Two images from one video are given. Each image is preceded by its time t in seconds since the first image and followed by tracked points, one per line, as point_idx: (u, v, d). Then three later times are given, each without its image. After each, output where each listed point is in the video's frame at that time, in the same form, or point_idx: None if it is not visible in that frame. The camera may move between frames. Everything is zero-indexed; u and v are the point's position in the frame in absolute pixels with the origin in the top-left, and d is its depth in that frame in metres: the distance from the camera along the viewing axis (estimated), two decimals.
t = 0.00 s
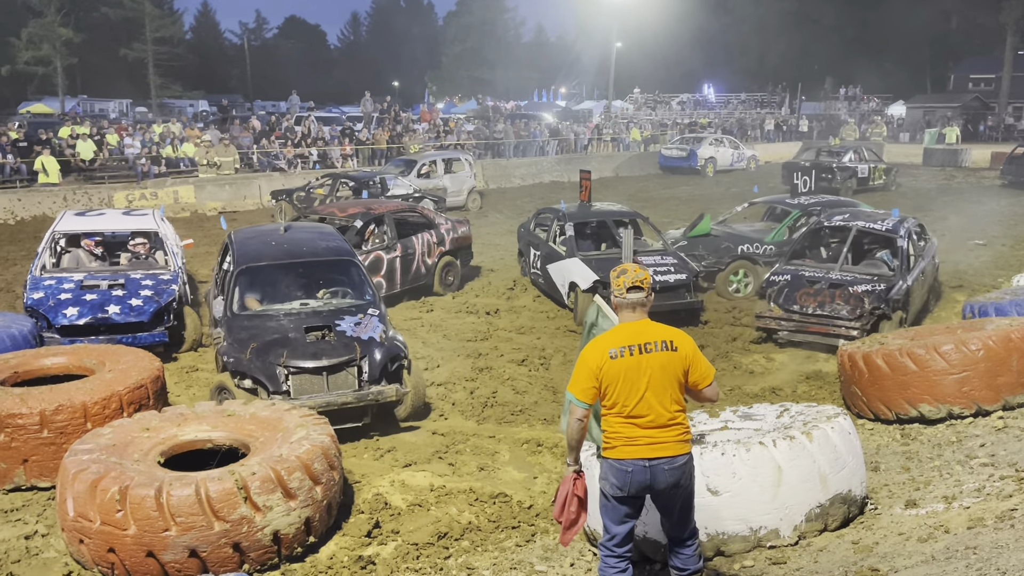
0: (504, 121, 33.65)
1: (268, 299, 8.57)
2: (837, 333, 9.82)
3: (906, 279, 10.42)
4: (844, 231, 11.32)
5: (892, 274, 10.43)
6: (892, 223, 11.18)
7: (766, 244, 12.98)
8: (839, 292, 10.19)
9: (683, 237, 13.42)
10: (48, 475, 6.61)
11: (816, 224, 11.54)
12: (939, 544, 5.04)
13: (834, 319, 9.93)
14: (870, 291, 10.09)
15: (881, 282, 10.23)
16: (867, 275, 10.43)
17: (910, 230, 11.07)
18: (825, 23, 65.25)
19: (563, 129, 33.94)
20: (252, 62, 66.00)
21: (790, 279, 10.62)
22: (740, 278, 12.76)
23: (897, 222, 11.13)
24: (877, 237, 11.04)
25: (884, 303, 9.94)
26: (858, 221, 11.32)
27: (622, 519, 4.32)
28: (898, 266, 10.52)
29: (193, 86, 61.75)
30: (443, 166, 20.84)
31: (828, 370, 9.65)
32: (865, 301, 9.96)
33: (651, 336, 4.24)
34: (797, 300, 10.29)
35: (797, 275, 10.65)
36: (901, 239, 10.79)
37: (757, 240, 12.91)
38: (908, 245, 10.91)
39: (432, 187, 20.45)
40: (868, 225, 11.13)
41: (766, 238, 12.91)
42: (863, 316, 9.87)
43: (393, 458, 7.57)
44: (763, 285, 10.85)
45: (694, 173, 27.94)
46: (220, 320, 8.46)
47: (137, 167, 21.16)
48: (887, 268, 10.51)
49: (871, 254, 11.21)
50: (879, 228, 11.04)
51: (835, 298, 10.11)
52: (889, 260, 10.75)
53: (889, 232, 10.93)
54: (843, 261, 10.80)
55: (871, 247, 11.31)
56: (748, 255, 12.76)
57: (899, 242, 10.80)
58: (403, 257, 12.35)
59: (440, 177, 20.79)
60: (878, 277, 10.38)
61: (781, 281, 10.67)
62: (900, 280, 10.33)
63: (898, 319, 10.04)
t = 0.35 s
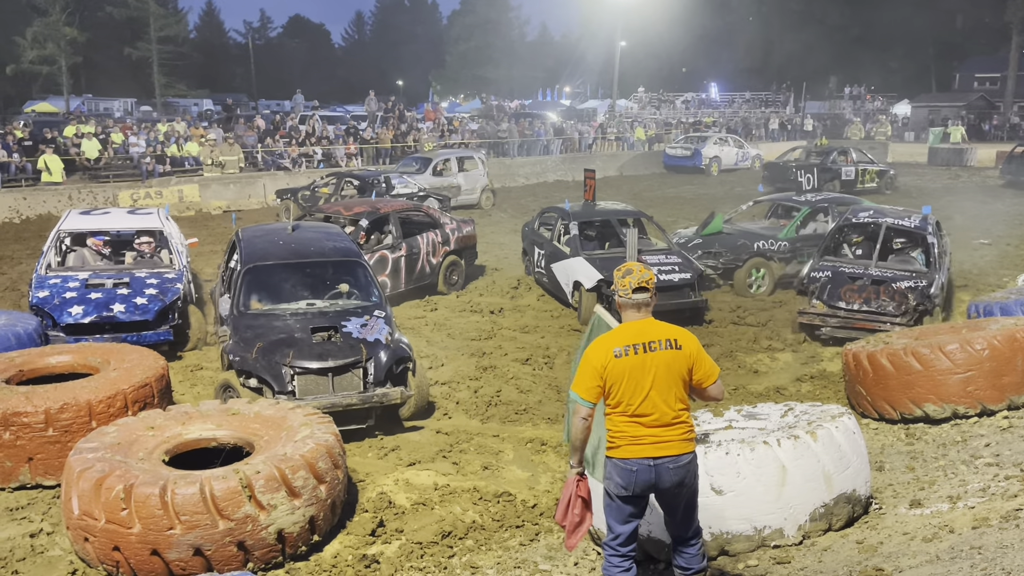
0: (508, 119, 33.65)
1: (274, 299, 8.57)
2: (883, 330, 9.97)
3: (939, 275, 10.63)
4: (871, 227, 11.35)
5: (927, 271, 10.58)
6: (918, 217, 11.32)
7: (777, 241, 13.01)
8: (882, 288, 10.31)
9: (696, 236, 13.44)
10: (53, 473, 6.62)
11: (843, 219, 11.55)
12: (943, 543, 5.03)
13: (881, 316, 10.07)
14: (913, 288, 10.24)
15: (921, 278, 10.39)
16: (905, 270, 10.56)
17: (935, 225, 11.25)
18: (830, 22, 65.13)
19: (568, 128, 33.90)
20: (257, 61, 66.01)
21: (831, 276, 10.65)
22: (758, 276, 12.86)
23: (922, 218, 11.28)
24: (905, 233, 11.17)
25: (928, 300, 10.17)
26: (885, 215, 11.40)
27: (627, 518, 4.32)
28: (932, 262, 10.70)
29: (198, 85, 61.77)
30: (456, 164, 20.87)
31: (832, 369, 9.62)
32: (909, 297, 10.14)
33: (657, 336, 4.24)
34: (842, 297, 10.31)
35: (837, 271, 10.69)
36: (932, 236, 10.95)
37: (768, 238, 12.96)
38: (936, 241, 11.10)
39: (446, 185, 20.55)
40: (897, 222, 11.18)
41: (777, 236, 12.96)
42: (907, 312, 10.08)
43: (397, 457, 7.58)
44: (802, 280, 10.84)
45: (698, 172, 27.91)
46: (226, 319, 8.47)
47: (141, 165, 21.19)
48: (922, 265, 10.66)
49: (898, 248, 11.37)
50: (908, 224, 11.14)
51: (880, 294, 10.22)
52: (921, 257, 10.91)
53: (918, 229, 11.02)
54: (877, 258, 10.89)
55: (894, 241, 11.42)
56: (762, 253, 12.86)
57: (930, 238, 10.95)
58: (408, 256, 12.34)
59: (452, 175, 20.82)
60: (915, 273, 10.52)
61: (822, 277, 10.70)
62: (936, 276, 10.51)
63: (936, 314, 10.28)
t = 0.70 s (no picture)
0: (508, 119, 33.63)
1: (274, 298, 8.58)
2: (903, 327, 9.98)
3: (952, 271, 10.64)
4: (881, 225, 11.33)
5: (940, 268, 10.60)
6: (926, 215, 11.31)
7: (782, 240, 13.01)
8: (900, 285, 10.31)
9: (701, 236, 13.45)
10: (52, 472, 6.62)
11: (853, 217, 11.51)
12: (943, 543, 5.03)
13: (900, 313, 10.10)
14: (930, 284, 10.24)
15: (937, 274, 10.39)
16: (920, 267, 10.58)
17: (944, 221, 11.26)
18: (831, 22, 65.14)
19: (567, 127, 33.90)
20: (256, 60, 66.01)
21: (848, 274, 10.62)
22: (764, 274, 12.87)
23: (930, 215, 11.28)
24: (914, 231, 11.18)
25: (946, 296, 10.14)
26: (894, 212, 11.38)
27: (626, 517, 4.32)
28: (944, 259, 10.73)
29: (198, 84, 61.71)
30: (466, 161, 21.02)
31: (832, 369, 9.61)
32: (928, 294, 10.14)
33: (655, 335, 4.24)
34: (860, 295, 10.34)
35: (854, 269, 10.67)
36: (942, 233, 10.98)
37: (773, 237, 12.95)
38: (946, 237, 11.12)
39: (456, 184, 20.69)
40: (907, 220, 11.16)
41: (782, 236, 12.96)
42: (927, 308, 10.08)
43: (396, 455, 7.58)
44: (818, 279, 10.81)
45: (698, 171, 27.91)
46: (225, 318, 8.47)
47: (141, 165, 21.23)
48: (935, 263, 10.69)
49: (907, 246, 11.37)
50: (917, 221, 11.15)
51: (899, 291, 10.24)
52: (933, 256, 10.94)
53: (929, 226, 11.03)
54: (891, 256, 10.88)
55: (903, 239, 11.42)
56: (768, 253, 12.86)
57: (941, 235, 10.97)
58: (407, 255, 12.33)
59: (464, 173, 20.97)
60: (929, 270, 10.54)
61: (839, 275, 10.67)
62: (950, 272, 10.54)
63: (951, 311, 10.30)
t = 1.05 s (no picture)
0: (504, 118, 33.61)
1: (269, 297, 8.56)
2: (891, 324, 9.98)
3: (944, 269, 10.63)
4: (874, 224, 11.36)
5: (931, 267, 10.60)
6: (919, 214, 11.32)
7: (779, 239, 13.01)
8: (889, 283, 10.34)
9: (699, 235, 13.48)
10: (46, 472, 6.61)
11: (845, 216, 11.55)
12: (936, 541, 5.04)
13: (888, 310, 10.07)
14: (919, 282, 10.25)
15: (927, 273, 10.39)
16: (910, 266, 10.59)
17: (937, 220, 11.26)
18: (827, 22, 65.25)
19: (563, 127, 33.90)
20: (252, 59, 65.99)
21: (838, 271, 10.69)
22: (762, 274, 12.90)
23: (923, 214, 11.29)
24: (906, 229, 11.21)
25: (935, 294, 10.12)
26: (887, 212, 11.41)
27: (621, 515, 4.31)
28: (937, 257, 10.72)
29: (194, 83, 61.64)
30: (473, 160, 21.14)
31: (827, 368, 9.61)
32: (916, 291, 10.13)
33: (650, 333, 4.24)
34: (849, 292, 10.34)
35: (844, 268, 10.72)
36: (934, 231, 10.98)
37: (770, 235, 12.96)
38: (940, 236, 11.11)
39: (463, 182, 20.86)
40: (900, 218, 11.19)
41: (780, 235, 12.96)
42: (915, 306, 10.05)
43: (391, 455, 7.57)
44: (809, 276, 10.89)
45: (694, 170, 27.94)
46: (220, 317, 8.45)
47: (136, 164, 21.22)
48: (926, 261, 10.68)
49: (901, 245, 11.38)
50: (909, 220, 11.17)
51: (887, 288, 10.25)
52: (926, 254, 10.95)
53: (922, 224, 11.04)
54: (882, 255, 10.90)
55: (897, 238, 11.43)
56: (766, 251, 12.86)
57: (933, 234, 10.98)
58: (402, 255, 12.33)
59: (471, 171, 21.08)
60: (920, 268, 10.55)
61: (829, 274, 10.71)
62: (942, 270, 10.53)
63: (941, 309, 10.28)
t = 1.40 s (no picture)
0: (498, 118, 33.62)
1: (262, 298, 8.55)
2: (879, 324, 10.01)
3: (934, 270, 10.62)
4: (864, 224, 11.39)
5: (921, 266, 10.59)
6: (909, 214, 11.33)
7: (773, 240, 13.03)
8: (878, 282, 10.36)
9: (694, 234, 13.50)
10: (38, 473, 6.59)
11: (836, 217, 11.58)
12: (927, 539, 5.05)
13: (876, 310, 10.12)
14: (907, 281, 10.27)
15: (915, 271, 10.41)
16: (899, 265, 10.60)
17: (927, 220, 11.27)
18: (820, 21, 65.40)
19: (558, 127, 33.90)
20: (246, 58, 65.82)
21: (827, 271, 10.69)
22: (755, 274, 12.91)
23: (913, 214, 11.30)
24: (895, 229, 11.23)
25: (922, 293, 10.16)
26: (878, 212, 11.44)
27: (614, 514, 4.31)
28: (926, 257, 10.72)
29: (187, 83, 61.41)
30: (481, 160, 21.15)
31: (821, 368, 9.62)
32: (905, 290, 10.17)
33: (644, 332, 4.24)
34: (838, 291, 10.38)
35: (833, 267, 10.72)
36: (924, 231, 10.99)
37: (763, 236, 12.99)
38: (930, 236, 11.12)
39: (471, 182, 20.84)
40: (889, 218, 11.22)
41: (773, 235, 12.99)
42: (903, 305, 10.10)
43: (384, 455, 7.56)
44: (798, 276, 10.90)
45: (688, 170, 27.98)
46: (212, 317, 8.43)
47: (128, 164, 21.17)
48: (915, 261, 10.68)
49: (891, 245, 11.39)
50: (899, 220, 11.19)
51: (875, 288, 10.29)
52: (915, 254, 10.96)
53: (912, 224, 11.05)
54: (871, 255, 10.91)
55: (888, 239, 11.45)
56: (760, 251, 12.88)
57: (922, 234, 10.98)
58: (396, 255, 12.31)
59: (478, 171, 21.09)
60: (908, 267, 10.55)
61: (818, 273, 10.72)
62: (930, 269, 10.53)
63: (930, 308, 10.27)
